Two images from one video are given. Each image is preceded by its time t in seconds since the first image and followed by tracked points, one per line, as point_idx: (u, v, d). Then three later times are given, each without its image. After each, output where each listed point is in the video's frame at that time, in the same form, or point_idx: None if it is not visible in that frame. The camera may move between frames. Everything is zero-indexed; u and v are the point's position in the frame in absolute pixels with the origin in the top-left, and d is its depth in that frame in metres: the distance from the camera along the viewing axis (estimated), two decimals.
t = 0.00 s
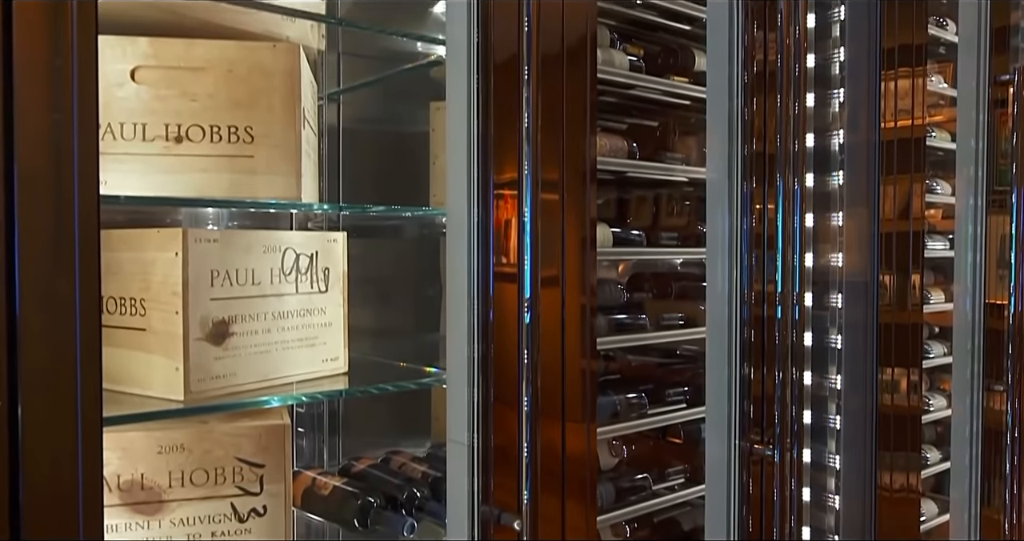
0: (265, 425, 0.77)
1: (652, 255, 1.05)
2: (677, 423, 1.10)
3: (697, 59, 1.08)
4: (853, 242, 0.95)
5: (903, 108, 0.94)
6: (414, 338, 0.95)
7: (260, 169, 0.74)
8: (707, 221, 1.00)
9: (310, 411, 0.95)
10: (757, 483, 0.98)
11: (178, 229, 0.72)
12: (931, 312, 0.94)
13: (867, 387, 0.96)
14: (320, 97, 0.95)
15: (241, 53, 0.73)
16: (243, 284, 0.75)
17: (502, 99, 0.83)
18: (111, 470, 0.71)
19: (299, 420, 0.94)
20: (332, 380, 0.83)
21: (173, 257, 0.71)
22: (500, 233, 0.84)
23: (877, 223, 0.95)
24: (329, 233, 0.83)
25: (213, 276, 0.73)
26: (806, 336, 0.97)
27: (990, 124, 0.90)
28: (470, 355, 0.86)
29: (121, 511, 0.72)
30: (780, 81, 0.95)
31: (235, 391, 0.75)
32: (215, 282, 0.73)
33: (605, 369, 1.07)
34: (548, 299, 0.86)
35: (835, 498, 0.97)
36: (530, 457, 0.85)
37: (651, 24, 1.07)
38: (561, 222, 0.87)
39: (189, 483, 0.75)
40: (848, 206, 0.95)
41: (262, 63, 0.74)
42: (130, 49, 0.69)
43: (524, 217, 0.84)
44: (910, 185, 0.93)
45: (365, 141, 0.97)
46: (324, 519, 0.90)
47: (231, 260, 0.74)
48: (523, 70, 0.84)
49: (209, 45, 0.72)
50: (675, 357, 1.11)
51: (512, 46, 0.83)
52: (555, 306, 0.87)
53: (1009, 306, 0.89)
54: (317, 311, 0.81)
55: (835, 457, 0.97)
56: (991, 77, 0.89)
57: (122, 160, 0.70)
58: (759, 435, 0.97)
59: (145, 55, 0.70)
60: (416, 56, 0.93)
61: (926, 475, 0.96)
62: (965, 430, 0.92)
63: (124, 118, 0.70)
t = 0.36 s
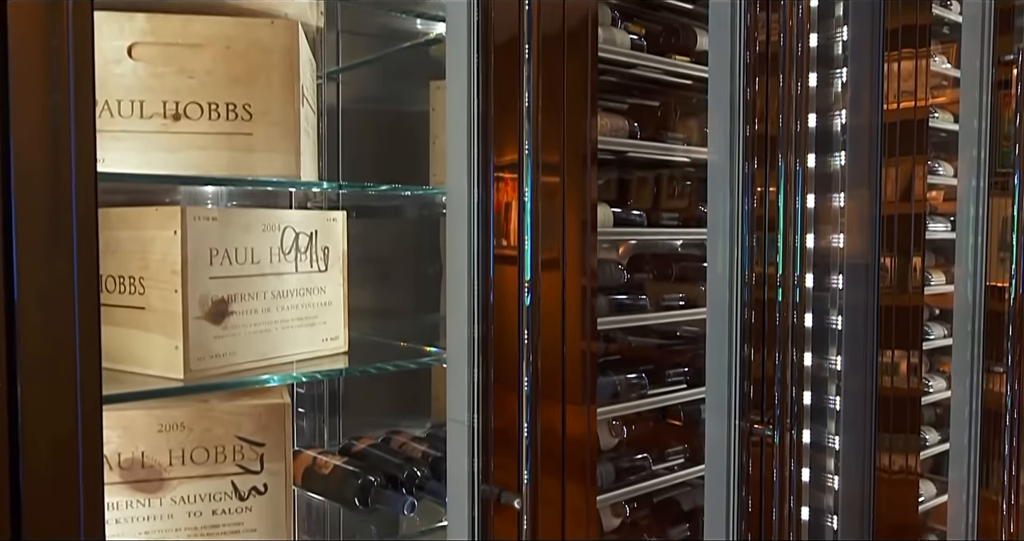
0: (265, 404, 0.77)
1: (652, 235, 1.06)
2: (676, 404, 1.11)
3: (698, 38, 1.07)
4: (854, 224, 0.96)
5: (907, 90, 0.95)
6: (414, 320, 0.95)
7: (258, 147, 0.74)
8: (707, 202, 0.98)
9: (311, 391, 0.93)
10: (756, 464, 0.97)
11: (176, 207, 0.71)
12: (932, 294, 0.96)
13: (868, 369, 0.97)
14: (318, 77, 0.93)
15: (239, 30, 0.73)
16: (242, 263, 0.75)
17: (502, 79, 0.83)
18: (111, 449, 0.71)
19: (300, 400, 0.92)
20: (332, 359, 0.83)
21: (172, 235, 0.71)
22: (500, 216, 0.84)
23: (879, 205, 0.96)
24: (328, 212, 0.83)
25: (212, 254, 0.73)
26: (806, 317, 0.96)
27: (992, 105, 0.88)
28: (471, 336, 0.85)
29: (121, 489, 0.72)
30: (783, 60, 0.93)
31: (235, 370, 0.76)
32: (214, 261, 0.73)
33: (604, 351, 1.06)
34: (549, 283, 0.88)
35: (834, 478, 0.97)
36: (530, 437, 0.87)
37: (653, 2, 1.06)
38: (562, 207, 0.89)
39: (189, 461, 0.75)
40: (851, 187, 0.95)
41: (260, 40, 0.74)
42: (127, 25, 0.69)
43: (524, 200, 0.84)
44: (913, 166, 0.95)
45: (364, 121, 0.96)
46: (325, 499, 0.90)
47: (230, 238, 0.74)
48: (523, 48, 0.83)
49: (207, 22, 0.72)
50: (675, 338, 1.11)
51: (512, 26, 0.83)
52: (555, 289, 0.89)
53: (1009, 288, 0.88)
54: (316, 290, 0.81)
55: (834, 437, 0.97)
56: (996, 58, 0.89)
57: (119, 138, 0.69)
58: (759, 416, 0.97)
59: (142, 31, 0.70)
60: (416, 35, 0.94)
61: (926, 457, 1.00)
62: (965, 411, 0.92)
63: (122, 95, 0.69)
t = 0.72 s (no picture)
0: (265, 378, 0.77)
1: (651, 210, 1.04)
2: (676, 380, 1.11)
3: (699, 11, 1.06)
4: (855, 200, 0.94)
5: (911, 66, 0.94)
6: (416, 294, 0.95)
7: (257, 120, 0.74)
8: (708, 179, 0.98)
9: (310, 365, 0.93)
10: (756, 441, 0.97)
11: (174, 179, 0.71)
12: (933, 273, 0.96)
13: (868, 347, 0.96)
14: (318, 50, 0.93)
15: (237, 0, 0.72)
16: (241, 236, 0.75)
17: (504, 53, 0.82)
18: (111, 421, 0.71)
19: (300, 375, 0.93)
20: (331, 333, 0.83)
21: (170, 208, 0.70)
22: (501, 193, 0.84)
23: (882, 181, 0.95)
24: (327, 186, 0.82)
25: (211, 227, 0.72)
26: (806, 294, 0.96)
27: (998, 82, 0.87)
28: (471, 311, 0.85)
29: (121, 461, 0.72)
30: (785, 34, 0.92)
31: (234, 343, 0.76)
32: (213, 234, 0.72)
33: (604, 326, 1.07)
34: (550, 262, 0.89)
35: (833, 453, 0.97)
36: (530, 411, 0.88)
37: None
38: (563, 184, 0.90)
39: (189, 434, 0.75)
40: (852, 162, 0.93)
41: (259, 10, 0.73)
42: None
43: (523, 178, 0.84)
44: (916, 143, 0.95)
45: (364, 94, 0.95)
46: (326, 472, 0.89)
47: (228, 211, 0.74)
48: (524, 24, 0.83)
49: None
50: (676, 315, 1.11)
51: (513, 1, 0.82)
52: (556, 266, 0.90)
53: (1011, 266, 0.87)
54: (315, 264, 0.81)
55: (834, 413, 0.97)
56: (1001, 33, 0.87)
57: (116, 110, 0.69)
58: (758, 392, 0.97)
59: (139, 2, 0.69)
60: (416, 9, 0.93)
61: (922, 433, 0.99)
62: (965, 388, 0.91)
63: (118, 66, 0.69)
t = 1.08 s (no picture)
0: (265, 349, 0.77)
1: (650, 183, 1.04)
2: (676, 354, 1.11)
3: None
4: (857, 176, 0.93)
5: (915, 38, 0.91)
6: (415, 268, 0.94)
7: (255, 90, 0.73)
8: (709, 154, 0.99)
9: (310, 338, 0.95)
10: (756, 417, 0.99)
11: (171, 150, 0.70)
12: (933, 249, 0.91)
13: (867, 324, 0.95)
14: (317, 21, 0.93)
15: None
16: (240, 208, 0.75)
17: (504, 29, 0.82)
18: (111, 393, 0.71)
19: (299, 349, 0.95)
20: (332, 305, 0.83)
21: (168, 179, 0.70)
22: (500, 169, 0.84)
23: (884, 158, 0.93)
24: (327, 157, 0.81)
25: (209, 198, 0.72)
26: (808, 269, 0.96)
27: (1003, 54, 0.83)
28: (471, 285, 0.85)
29: (122, 433, 0.72)
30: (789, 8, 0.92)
31: (234, 315, 0.75)
32: (211, 205, 0.72)
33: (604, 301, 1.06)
34: (551, 239, 0.89)
35: (833, 428, 0.98)
36: (529, 385, 0.88)
37: None
38: (563, 159, 0.90)
39: (189, 406, 0.75)
40: (856, 136, 0.92)
41: None
42: None
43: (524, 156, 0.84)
44: (919, 119, 0.91)
45: (364, 67, 0.94)
46: (326, 445, 0.90)
47: (226, 182, 0.73)
48: None
49: None
50: (675, 291, 1.11)
51: None
52: (557, 244, 0.90)
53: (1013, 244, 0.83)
54: (314, 237, 0.81)
55: (834, 388, 0.97)
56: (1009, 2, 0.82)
57: (112, 80, 0.68)
58: (759, 367, 0.98)
59: None
60: None
61: (921, 409, 0.94)
62: (964, 364, 0.88)
63: (114, 35, 0.68)
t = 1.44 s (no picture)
0: (264, 320, 0.77)
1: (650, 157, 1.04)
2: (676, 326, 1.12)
3: None
4: (860, 148, 0.92)
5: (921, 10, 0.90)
6: (416, 243, 0.93)
7: (252, 58, 0.73)
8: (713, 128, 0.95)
9: (310, 312, 0.95)
10: (756, 392, 0.98)
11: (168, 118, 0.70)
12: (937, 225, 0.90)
13: (868, 299, 0.95)
14: None
15: None
16: (239, 177, 0.74)
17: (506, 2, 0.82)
18: (111, 363, 0.71)
19: (299, 322, 0.95)
20: (331, 277, 0.83)
21: (165, 147, 0.69)
22: (501, 144, 0.83)
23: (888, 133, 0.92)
24: (326, 128, 0.81)
25: (207, 167, 0.72)
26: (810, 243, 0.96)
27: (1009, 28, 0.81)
28: (471, 258, 0.84)
29: (122, 404, 0.72)
30: None
31: (233, 285, 0.75)
32: (209, 175, 0.72)
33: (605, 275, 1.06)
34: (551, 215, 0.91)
35: (833, 402, 0.98)
36: (529, 359, 0.88)
37: None
38: (564, 133, 0.90)
39: (189, 376, 0.75)
40: (859, 110, 0.92)
41: None
42: None
43: (524, 131, 0.84)
44: (923, 94, 0.89)
45: (363, 38, 0.93)
46: (326, 417, 0.90)
47: (224, 151, 0.73)
48: None
49: None
50: (676, 266, 1.11)
51: None
52: (556, 219, 0.92)
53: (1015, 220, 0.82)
54: (313, 208, 0.80)
55: (834, 362, 0.97)
56: None
57: (108, 48, 0.68)
58: (759, 338, 0.97)
59: None
60: None
61: (922, 385, 0.94)
62: (964, 340, 0.88)
63: (109, 2, 0.67)
